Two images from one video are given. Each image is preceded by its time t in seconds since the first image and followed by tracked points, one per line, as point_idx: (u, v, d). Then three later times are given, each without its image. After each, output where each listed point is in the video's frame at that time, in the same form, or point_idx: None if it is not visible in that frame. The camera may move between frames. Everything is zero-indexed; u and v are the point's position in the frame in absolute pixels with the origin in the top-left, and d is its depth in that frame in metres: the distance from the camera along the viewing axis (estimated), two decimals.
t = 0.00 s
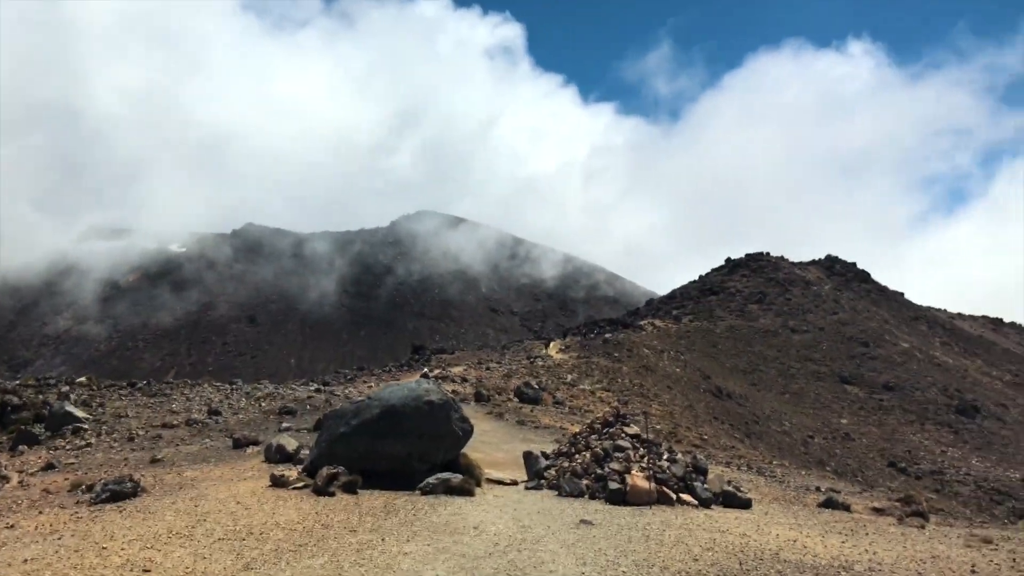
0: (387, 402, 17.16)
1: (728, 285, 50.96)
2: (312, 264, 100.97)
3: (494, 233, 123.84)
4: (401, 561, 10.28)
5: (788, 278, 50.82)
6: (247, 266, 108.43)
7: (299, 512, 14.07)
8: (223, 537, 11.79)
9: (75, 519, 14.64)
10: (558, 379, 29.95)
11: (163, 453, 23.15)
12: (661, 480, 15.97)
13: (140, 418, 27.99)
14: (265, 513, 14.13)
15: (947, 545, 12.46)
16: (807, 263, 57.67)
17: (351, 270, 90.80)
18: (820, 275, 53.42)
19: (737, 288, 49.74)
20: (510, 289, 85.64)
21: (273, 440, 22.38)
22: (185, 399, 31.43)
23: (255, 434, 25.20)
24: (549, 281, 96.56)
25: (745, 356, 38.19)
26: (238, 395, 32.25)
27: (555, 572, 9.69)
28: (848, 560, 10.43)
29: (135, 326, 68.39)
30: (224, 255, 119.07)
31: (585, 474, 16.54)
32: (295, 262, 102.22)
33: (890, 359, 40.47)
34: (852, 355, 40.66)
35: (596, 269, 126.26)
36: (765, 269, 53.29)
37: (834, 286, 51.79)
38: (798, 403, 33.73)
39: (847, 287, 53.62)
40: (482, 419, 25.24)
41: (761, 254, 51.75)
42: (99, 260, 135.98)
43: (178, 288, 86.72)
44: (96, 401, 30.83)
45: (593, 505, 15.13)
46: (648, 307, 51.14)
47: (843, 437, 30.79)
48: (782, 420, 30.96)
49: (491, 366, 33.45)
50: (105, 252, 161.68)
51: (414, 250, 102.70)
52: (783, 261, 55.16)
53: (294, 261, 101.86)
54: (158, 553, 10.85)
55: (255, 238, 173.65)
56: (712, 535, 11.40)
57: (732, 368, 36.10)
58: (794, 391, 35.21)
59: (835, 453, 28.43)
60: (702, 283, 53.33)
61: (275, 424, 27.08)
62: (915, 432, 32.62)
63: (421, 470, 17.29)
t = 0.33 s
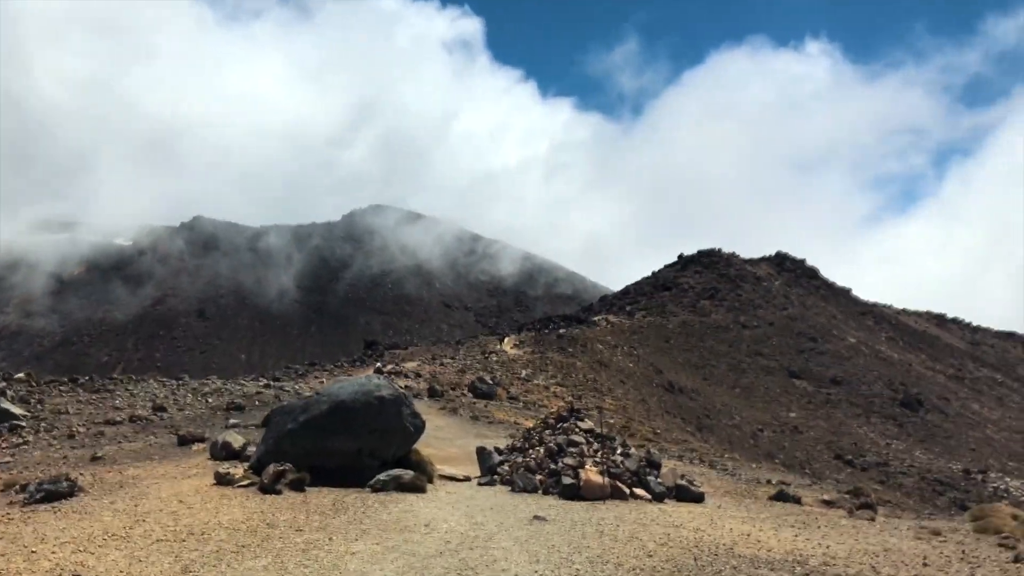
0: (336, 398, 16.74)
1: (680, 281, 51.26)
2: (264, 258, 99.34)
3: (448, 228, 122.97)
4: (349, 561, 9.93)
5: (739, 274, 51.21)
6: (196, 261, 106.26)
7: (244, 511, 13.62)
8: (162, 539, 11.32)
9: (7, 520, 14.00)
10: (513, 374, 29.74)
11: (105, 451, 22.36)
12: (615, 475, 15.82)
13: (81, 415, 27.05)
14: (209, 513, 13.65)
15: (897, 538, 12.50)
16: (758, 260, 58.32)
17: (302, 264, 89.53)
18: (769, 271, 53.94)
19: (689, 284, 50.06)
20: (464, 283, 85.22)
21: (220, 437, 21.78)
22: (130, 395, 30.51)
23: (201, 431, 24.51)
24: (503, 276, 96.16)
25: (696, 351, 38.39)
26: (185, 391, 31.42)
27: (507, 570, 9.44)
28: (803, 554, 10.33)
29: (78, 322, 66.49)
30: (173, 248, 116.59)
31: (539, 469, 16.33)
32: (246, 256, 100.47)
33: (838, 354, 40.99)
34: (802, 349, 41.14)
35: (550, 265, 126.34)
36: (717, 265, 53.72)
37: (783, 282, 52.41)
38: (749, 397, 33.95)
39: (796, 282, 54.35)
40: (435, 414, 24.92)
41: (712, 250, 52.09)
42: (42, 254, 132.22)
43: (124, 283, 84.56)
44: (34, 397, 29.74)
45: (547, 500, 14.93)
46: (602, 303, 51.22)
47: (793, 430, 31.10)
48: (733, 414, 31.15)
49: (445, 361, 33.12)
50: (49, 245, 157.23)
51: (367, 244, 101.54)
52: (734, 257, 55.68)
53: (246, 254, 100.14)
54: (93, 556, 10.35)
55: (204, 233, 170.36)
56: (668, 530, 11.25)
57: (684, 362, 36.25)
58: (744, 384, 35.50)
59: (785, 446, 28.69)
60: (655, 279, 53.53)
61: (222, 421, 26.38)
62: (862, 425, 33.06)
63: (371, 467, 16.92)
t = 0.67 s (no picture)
0: (278, 394, 16.27)
1: (631, 278, 51.40)
2: (210, 253, 97.27)
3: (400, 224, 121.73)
4: (285, 564, 9.52)
5: (688, 272, 51.40)
6: (140, 255, 103.61)
7: (179, 511, 13.08)
8: (88, 541, 10.75)
9: None
10: (463, 370, 29.40)
11: (38, 449, 21.45)
12: (562, 472, 15.59)
13: (14, 413, 25.95)
14: (141, 513, 13.08)
15: (847, 535, 12.49)
16: (707, 257, 58.80)
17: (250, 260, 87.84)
18: (718, 268, 54.30)
19: (640, 281, 50.20)
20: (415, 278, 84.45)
21: (160, 434, 21.03)
22: (67, 392, 29.42)
23: (141, 428, 23.69)
24: (454, 273, 95.50)
25: (646, 348, 38.44)
26: (125, 388, 30.42)
27: (450, 572, 9.11)
28: (752, 553, 10.17)
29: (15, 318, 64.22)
30: (116, 244, 113.55)
31: (485, 467, 16.04)
32: (193, 249, 98.20)
33: (784, 350, 41.45)
34: (749, 346, 41.50)
35: (502, 261, 126.03)
36: (667, 263, 53.97)
37: (732, 279, 52.89)
38: (697, 393, 34.08)
39: (743, 280, 54.91)
40: (383, 411, 24.47)
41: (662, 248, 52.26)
42: None
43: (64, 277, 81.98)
44: None
45: (493, 498, 14.62)
46: (553, 299, 51.10)
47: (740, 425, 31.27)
48: (682, 410, 31.23)
49: (394, 357, 32.65)
50: None
51: (317, 238, 100.00)
52: (683, 255, 56.00)
53: (192, 250, 97.92)
54: (11, 560, 9.76)
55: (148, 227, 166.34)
56: (615, 529, 11.03)
57: (634, 358, 36.25)
58: (692, 380, 35.66)
59: (733, 441, 28.84)
60: (606, 275, 53.55)
61: (163, 418, 25.56)
62: (808, 421, 33.42)
63: (313, 466, 16.45)
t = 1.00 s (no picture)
0: (210, 392, 15.67)
1: (577, 275, 51.37)
2: (149, 247, 94.62)
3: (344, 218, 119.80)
4: (209, 570, 9.03)
5: (633, 270, 51.41)
6: (75, 249, 100.29)
7: (101, 513, 12.44)
8: None
9: None
10: (408, 368, 28.93)
11: None
12: (504, 471, 15.29)
13: None
14: (60, 516, 12.40)
15: (788, 533, 12.45)
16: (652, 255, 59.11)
17: (190, 254, 85.64)
18: (662, 266, 54.46)
19: (586, 278, 50.22)
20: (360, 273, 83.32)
21: (88, 433, 20.16)
22: None
23: (70, 427, 22.73)
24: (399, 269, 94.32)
25: (591, 345, 38.38)
26: (54, 385, 29.21)
27: None
28: (695, 554, 9.97)
29: None
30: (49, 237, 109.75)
31: (425, 466, 15.66)
32: (130, 242, 95.30)
33: (726, 348, 41.84)
34: (693, 343, 41.77)
35: (449, 258, 125.25)
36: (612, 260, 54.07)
37: (676, 277, 53.25)
38: (641, 390, 34.11)
39: (687, 277, 55.32)
40: (324, 409, 23.89)
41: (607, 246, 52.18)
42: None
43: None
44: None
45: (432, 498, 14.27)
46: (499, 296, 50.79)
47: (683, 421, 31.38)
48: (627, 407, 31.21)
49: (338, 354, 32.02)
50: None
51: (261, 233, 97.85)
52: (629, 254, 56.18)
53: (130, 244, 95.12)
54: None
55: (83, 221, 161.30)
56: (555, 529, 10.76)
57: (579, 355, 36.13)
58: (637, 377, 35.72)
59: (676, 437, 28.90)
60: (552, 273, 53.23)
61: (94, 415, 24.58)
62: (749, 418, 33.73)
63: (247, 465, 15.86)
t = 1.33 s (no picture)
0: (129, 390, 14.84)
1: (519, 273, 51.00)
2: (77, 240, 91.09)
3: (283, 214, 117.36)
4: None
5: (576, 268, 51.09)
6: None
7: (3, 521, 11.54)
8: None
9: None
10: (346, 366, 28.19)
11: None
12: (440, 471, 14.78)
13: None
14: None
15: (725, 532, 12.23)
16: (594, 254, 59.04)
17: (120, 248, 82.74)
18: (604, 265, 54.41)
19: (528, 276, 49.88)
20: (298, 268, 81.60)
21: None
22: None
23: None
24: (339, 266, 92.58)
25: (534, 344, 38.04)
26: None
27: None
28: (634, 556, 9.59)
29: None
30: None
31: (358, 467, 15.08)
32: (58, 234, 91.64)
33: (666, 347, 41.93)
34: (634, 341, 41.76)
35: (389, 255, 123.62)
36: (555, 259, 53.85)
37: (617, 275, 53.28)
38: (583, 388, 33.89)
39: (629, 276, 55.43)
40: (257, 408, 23.06)
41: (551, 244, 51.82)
42: None
43: None
44: None
45: (363, 501, 13.68)
46: (441, 293, 50.11)
47: (623, 419, 31.24)
48: (568, 404, 30.93)
49: (274, 352, 31.08)
50: None
51: (197, 227, 95.10)
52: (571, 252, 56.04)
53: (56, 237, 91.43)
54: None
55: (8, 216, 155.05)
56: (489, 531, 10.29)
57: (521, 354, 35.77)
58: (579, 375, 35.47)
59: (616, 434, 28.73)
60: (495, 270, 52.61)
61: (9, 415, 23.25)
62: (688, 415, 33.80)
63: (167, 467, 15.03)
